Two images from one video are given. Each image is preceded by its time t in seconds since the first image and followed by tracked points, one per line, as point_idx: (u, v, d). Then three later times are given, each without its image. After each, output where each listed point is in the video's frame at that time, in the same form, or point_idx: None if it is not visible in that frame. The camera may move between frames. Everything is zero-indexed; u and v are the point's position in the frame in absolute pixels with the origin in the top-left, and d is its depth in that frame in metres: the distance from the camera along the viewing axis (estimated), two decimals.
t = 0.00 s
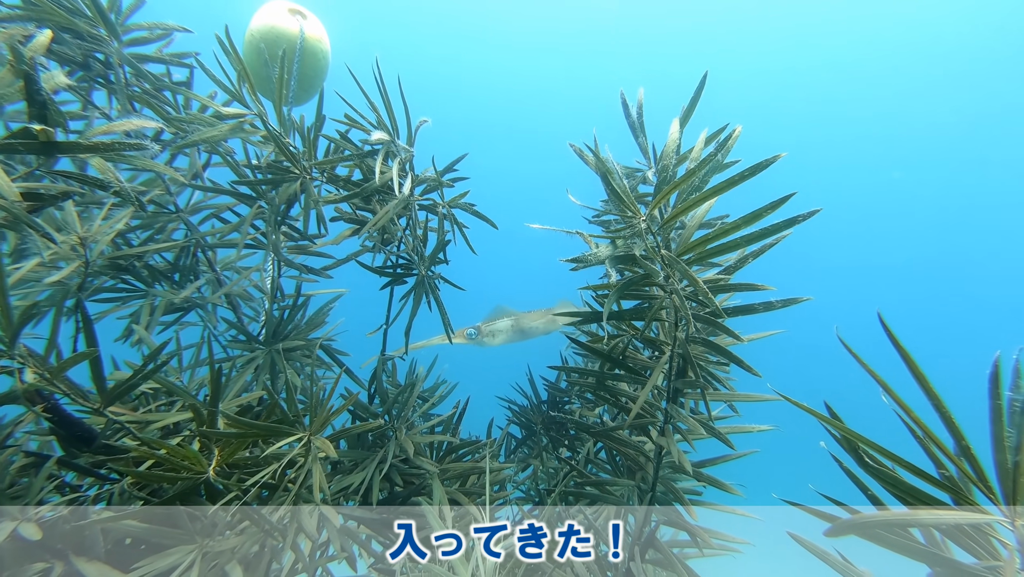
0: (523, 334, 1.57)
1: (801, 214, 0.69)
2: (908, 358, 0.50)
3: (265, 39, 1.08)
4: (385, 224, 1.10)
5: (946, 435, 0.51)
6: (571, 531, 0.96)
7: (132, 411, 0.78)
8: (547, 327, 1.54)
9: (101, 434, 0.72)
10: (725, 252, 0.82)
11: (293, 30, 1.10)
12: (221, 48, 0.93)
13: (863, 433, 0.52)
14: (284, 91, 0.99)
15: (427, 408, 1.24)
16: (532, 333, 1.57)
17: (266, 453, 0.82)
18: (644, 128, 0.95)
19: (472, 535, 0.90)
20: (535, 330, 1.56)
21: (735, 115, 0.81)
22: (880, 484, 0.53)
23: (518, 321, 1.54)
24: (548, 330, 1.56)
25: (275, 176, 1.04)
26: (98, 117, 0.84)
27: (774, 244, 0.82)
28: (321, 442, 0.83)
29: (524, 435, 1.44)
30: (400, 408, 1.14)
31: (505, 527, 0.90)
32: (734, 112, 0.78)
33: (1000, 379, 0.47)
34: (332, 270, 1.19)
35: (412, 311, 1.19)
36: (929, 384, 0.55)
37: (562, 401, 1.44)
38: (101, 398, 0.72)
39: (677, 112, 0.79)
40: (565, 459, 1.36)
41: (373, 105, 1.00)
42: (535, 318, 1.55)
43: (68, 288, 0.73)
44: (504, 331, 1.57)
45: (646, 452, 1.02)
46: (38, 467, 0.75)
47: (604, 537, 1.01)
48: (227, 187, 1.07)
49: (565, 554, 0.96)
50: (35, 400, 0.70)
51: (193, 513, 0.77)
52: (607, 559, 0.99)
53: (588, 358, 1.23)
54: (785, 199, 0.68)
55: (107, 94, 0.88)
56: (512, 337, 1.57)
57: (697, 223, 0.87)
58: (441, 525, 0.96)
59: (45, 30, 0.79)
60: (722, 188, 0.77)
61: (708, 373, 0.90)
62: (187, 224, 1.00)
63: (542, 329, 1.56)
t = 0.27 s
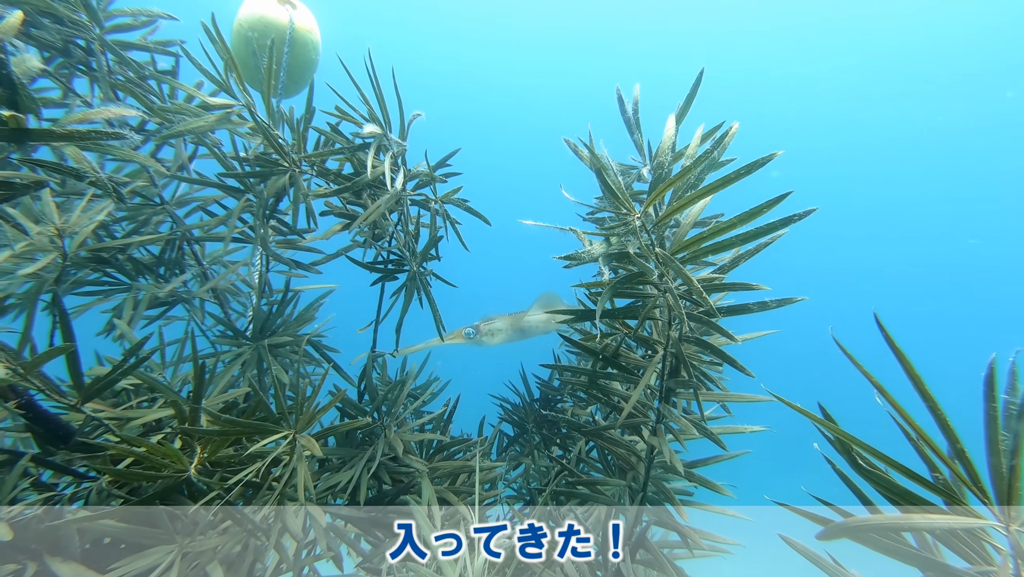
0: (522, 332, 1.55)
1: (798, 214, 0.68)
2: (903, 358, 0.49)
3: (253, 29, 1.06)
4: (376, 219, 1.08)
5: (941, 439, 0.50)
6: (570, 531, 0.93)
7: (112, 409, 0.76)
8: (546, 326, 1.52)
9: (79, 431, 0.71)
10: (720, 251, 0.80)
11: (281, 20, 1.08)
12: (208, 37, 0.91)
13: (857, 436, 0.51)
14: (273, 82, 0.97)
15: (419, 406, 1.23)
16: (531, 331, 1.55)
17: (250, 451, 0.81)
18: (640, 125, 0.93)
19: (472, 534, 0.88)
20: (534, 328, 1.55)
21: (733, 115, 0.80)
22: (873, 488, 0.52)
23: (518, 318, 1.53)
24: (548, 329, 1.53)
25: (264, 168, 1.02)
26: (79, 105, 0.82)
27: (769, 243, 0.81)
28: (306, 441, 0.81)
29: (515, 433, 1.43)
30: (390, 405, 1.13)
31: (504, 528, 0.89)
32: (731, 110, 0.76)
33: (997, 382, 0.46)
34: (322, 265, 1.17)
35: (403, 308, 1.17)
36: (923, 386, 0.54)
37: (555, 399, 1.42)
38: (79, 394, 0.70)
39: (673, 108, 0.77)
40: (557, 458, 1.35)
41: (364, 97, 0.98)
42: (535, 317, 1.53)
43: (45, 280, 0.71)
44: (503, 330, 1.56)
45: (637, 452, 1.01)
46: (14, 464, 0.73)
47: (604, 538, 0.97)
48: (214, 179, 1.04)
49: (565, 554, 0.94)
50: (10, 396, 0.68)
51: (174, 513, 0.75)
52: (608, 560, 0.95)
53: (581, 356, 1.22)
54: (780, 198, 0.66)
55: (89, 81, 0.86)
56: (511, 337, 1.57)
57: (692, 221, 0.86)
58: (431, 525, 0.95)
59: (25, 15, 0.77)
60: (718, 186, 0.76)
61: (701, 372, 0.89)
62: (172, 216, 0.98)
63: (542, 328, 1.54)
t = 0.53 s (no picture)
0: (525, 328, 1.54)
1: (799, 204, 0.66)
2: (906, 349, 0.48)
3: (244, 14, 1.04)
4: (370, 209, 1.06)
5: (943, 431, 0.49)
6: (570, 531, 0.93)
7: (97, 399, 0.75)
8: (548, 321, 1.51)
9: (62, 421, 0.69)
10: (719, 242, 0.79)
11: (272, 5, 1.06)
12: (197, 21, 0.89)
13: (857, 428, 0.50)
14: (265, 67, 0.94)
15: (413, 398, 1.22)
16: (533, 326, 1.55)
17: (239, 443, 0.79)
18: (639, 115, 0.92)
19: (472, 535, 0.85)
20: (535, 323, 1.54)
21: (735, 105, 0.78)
22: (872, 481, 0.51)
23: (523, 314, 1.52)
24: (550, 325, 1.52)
25: (255, 156, 1.00)
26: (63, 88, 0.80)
27: (769, 234, 0.80)
28: (296, 432, 0.79)
29: (510, 427, 1.42)
30: (384, 397, 1.12)
31: (505, 529, 0.86)
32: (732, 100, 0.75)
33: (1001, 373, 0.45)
34: (315, 256, 1.15)
35: (398, 299, 1.16)
36: (925, 378, 0.53)
37: (550, 392, 1.41)
38: (62, 383, 0.68)
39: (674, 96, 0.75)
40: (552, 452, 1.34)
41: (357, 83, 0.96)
42: (536, 311, 1.53)
43: (27, 267, 0.69)
44: (505, 326, 1.55)
45: (633, 445, 1.00)
46: None
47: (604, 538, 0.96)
48: (205, 167, 1.02)
49: (565, 555, 0.92)
50: None
51: (161, 504, 0.73)
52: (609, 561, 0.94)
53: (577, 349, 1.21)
54: (782, 188, 0.65)
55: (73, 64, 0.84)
56: (512, 332, 1.56)
57: (691, 213, 0.85)
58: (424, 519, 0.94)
59: None
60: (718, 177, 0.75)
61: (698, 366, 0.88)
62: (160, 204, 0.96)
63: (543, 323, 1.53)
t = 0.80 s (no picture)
0: (527, 320, 1.55)
1: (803, 190, 0.65)
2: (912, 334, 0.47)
3: None
4: (366, 194, 1.05)
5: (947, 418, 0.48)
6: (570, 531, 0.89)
7: (85, 383, 0.73)
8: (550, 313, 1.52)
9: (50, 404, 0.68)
10: (721, 229, 0.78)
11: None
12: None
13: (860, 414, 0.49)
14: (259, 47, 0.92)
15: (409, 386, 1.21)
16: (535, 319, 1.55)
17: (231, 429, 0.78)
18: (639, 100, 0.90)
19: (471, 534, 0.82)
20: (537, 315, 1.55)
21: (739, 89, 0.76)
22: (874, 468, 0.51)
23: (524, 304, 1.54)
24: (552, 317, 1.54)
25: (248, 139, 0.98)
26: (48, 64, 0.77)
27: (772, 221, 0.79)
28: (289, 419, 0.78)
29: (506, 417, 1.41)
30: (378, 385, 1.11)
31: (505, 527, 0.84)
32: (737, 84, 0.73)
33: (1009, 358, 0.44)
34: (309, 242, 1.14)
35: (393, 287, 1.14)
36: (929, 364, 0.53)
37: (547, 382, 1.41)
38: (49, 366, 0.67)
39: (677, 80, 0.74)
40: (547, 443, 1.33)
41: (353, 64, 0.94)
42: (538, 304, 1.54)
43: (11, 246, 0.68)
44: (508, 318, 1.56)
45: (630, 435, 0.99)
46: None
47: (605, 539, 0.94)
48: (196, 149, 1.00)
49: (565, 555, 0.89)
50: None
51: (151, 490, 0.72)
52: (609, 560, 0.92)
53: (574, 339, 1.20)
54: (786, 173, 0.64)
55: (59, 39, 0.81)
56: (514, 324, 1.56)
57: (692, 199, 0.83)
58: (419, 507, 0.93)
59: None
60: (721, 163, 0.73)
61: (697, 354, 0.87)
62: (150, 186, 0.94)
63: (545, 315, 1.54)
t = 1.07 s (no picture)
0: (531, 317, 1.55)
1: (807, 182, 0.64)
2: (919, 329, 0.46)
3: None
4: (364, 184, 1.03)
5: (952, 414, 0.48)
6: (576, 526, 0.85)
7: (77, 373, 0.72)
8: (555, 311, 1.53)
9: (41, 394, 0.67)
10: (723, 222, 0.77)
11: None
12: None
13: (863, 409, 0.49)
14: (254, 34, 0.90)
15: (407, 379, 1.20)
16: (540, 315, 1.56)
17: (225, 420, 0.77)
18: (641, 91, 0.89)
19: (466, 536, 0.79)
20: (541, 311, 1.55)
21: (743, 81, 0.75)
22: (877, 464, 0.50)
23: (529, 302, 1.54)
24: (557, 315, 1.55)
25: (244, 127, 0.96)
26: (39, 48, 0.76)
27: (774, 215, 0.78)
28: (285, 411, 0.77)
29: (503, 411, 1.41)
30: (375, 378, 1.10)
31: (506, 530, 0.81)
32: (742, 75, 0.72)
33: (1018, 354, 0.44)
34: (306, 233, 1.13)
35: (391, 279, 1.13)
36: (934, 359, 0.52)
37: (544, 376, 1.40)
38: (40, 356, 0.66)
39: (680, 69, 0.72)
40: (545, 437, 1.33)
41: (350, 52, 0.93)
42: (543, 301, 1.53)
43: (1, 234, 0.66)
44: (512, 314, 1.56)
45: (628, 429, 0.98)
46: None
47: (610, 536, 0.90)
48: (191, 137, 0.99)
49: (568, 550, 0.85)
50: None
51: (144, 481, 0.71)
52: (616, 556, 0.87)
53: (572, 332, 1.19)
54: (790, 165, 0.63)
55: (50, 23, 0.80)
56: (519, 320, 1.56)
57: (694, 192, 0.82)
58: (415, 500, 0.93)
59: None
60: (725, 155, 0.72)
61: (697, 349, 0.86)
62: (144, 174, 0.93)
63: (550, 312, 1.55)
